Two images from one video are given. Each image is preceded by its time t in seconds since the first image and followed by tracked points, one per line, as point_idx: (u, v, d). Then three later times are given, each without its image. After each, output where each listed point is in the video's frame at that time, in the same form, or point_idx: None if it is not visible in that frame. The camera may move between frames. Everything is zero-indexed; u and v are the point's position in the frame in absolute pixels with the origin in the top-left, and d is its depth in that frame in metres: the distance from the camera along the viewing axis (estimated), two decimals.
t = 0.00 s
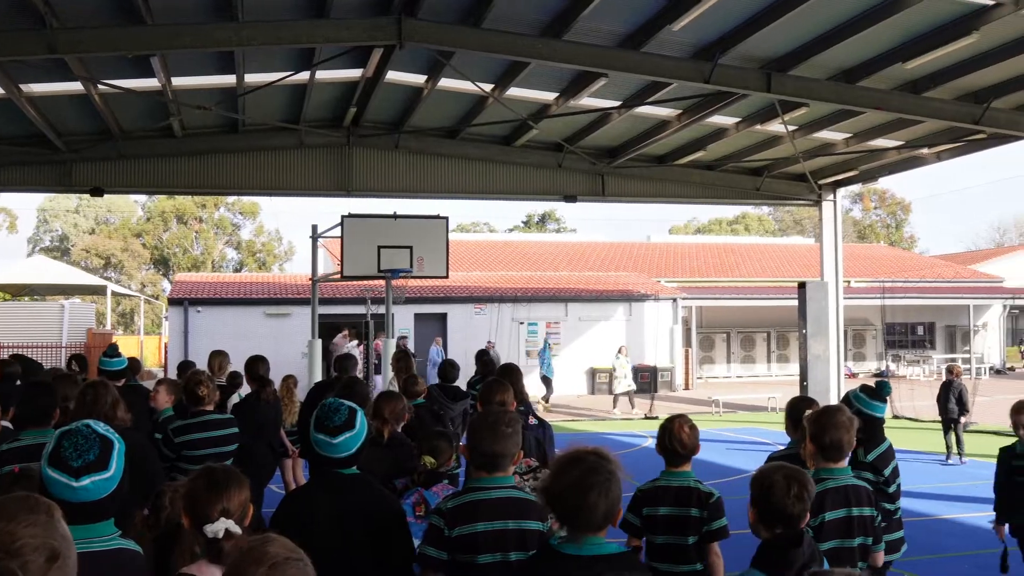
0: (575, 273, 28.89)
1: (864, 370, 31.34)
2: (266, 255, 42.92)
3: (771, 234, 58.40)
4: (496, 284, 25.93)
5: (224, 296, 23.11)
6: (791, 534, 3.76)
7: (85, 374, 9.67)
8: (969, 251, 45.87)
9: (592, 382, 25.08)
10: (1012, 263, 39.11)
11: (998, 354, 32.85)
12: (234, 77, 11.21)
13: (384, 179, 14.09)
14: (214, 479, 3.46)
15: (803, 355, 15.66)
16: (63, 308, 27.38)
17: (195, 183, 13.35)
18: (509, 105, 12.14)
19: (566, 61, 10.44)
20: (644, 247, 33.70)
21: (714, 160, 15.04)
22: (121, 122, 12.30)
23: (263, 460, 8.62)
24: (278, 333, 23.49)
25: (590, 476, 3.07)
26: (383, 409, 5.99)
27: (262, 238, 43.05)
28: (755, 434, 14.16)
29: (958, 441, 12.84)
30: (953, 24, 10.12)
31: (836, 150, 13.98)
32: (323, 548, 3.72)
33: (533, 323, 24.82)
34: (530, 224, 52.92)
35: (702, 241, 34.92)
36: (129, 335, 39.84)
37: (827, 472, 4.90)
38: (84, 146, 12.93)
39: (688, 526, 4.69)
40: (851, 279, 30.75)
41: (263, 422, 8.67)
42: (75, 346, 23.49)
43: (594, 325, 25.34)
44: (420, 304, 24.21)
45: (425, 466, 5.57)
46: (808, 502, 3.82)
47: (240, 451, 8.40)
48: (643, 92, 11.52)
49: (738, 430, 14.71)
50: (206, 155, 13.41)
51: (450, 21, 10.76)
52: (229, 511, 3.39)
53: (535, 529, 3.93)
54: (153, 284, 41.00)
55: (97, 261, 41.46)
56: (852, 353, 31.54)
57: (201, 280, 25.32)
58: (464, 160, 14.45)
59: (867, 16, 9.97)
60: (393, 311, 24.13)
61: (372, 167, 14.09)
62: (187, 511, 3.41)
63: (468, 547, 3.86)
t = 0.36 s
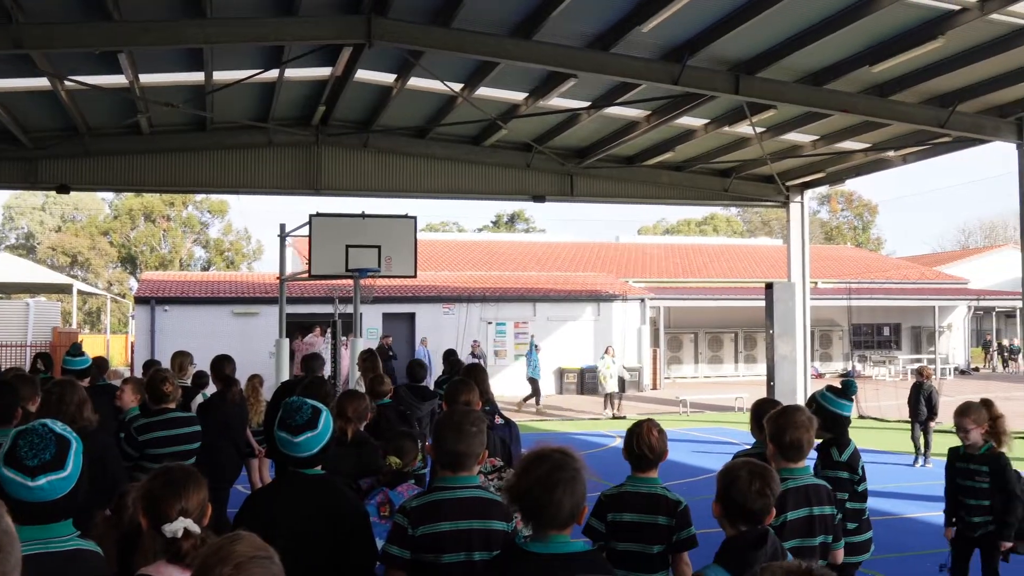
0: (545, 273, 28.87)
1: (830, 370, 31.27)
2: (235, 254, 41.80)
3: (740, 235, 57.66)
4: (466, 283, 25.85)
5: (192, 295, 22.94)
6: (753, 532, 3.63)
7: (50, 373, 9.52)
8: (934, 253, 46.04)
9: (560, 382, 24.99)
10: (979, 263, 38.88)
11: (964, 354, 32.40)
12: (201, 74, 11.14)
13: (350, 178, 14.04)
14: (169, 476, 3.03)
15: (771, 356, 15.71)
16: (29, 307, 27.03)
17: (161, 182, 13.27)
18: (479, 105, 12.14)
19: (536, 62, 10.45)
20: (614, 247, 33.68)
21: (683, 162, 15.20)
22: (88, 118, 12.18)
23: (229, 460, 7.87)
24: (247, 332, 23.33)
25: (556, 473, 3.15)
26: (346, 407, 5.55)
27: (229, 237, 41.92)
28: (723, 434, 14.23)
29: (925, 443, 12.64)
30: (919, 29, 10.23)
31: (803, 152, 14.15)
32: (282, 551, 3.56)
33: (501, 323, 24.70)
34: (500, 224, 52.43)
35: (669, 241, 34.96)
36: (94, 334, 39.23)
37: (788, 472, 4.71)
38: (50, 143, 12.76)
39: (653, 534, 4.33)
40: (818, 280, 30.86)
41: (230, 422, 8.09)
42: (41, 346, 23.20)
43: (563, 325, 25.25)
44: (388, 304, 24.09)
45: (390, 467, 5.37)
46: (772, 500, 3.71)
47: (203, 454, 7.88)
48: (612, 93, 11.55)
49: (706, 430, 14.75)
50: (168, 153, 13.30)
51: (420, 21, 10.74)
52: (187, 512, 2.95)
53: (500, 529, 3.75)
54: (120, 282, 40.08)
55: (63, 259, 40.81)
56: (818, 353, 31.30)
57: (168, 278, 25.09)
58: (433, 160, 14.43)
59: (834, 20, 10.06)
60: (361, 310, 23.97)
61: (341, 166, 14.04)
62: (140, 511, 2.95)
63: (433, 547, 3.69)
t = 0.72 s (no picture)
0: (511, 274, 28.85)
1: (793, 369, 30.97)
2: (199, 255, 40.02)
3: (703, 235, 57.15)
4: (429, 284, 25.73)
5: (156, 296, 22.75)
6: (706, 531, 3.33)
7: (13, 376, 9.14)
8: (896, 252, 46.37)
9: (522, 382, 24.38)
10: (943, 262, 38.69)
11: (924, 353, 32.67)
12: (163, 75, 11.08)
13: (312, 180, 14.04)
14: (127, 478, 2.95)
15: (734, 356, 15.71)
16: None
17: (124, 183, 13.21)
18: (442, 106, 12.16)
19: (500, 62, 10.47)
20: (578, 247, 33.70)
21: (646, 163, 15.33)
22: (49, 119, 12.04)
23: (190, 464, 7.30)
24: (211, 333, 23.16)
25: (514, 469, 2.87)
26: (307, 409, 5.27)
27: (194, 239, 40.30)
28: (687, 432, 14.31)
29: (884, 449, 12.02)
30: (877, 32, 10.36)
31: (765, 152, 14.33)
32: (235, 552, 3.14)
33: (465, 323, 24.57)
34: (466, 224, 52.04)
35: (632, 241, 35.03)
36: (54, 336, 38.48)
37: (745, 471, 4.20)
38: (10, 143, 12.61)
39: (606, 534, 3.71)
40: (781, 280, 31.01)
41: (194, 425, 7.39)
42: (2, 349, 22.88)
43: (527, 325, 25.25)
44: (352, 305, 23.77)
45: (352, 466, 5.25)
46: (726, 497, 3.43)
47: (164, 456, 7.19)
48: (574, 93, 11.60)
49: (670, 429, 14.82)
50: (126, 154, 13.20)
51: (383, 21, 10.71)
52: (145, 513, 2.90)
53: (458, 528, 3.37)
54: (83, 284, 39.12)
55: (24, 261, 39.83)
56: (781, 352, 31.21)
57: (131, 280, 24.85)
58: (396, 161, 14.42)
59: (794, 22, 10.14)
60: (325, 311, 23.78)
61: (305, 166, 14.02)
62: (98, 513, 2.90)
63: (390, 547, 3.29)
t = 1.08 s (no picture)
0: (473, 273, 28.82)
1: (754, 369, 31.29)
2: (159, 253, 39.00)
3: (665, 235, 57.11)
4: (392, 283, 25.62)
5: (114, 295, 22.48)
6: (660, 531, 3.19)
7: None
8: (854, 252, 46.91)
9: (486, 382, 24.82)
10: (901, 262, 39.10)
11: (882, 351, 33.18)
12: (123, 71, 10.95)
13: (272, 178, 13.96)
14: (84, 477, 2.75)
15: (695, 355, 15.77)
16: None
17: (83, 180, 13.08)
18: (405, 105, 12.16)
19: (463, 62, 10.48)
20: (540, 247, 33.79)
21: (608, 163, 15.44)
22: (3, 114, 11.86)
23: (150, 466, 7.14)
24: (170, 333, 22.92)
25: (470, 467, 2.81)
26: (265, 407, 5.18)
27: (154, 236, 39.07)
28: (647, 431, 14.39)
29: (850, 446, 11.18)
30: (836, 35, 10.45)
31: (726, 152, 14.49)
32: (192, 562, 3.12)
33: (428, 323, 24.45)
34: (427, 223, 51.78)
35: (593, 241, 35.14)
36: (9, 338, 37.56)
37: (703, 468, 4.16)
38: None
39: (538, 535, 3.64)
40: (742, 279, 31.19)
41: (154, 425, 7.20)
42: None
43: (490, 325, 25.22)
44: (314, 304, 23.79)
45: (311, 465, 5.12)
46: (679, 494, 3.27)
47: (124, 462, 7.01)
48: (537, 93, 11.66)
49: (630, 428, 14.87)
50: (79, 152, 13.04)
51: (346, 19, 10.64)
52: (100, 514, 2.71)
53: (412, 526, 3.36)
54: (40, 283, 37.98)
55: None
56: (742, 352, 31.47)
57: (90, 279, 24.52)
58: (359, 159, 14.41)
59: (755, 24, 10.22)
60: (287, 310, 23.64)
61: (266, 164, 13.94)
62: (53, 513, 2.70)
63: (345, 546, 3.28)
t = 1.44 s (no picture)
0: (442, 270, 28.76)
1: (723, 365, 31.51)
2: (126, 251, 38.31)
3: (635, 232, 56.96)
4: (361, 281, 25.48)
5: (78, 294, 22.22)
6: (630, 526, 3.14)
7: None
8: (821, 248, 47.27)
9: (457, 379, 24.86)
10: (867, 259, 39.52)
11: (848, 347, 33.68)
12: (87, 66, 10.81)
13: (239, 175, 13.85)
14: (48, 478, 2.74)
15: (664, 351, 15.84)
16: None
17: (44, 177, 12.88)
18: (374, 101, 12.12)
19: (432, 58, 10.47)
20: (510, 244, 33.81)
21: (577, 160, 15.50)
22: None
23: (116, 465, 7.09)
24: (134, 332, 22.73)
25: (434, 464, 2.77)
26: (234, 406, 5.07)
27: (120, 234, 38.43)
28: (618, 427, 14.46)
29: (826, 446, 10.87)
30: (803, 33, 10.53)
31: (694, 150, 14.59)
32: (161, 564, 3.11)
33: (398, 320, 24.37)
34: (397, 220, 51.51)
35: (562, 237, 35.20)
36: None
37: (672, 464, 4.16)
38: None
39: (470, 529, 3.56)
40: (710, 276, 31.32)
41: (121, 424, 7.11)
42: None
43: (460, 322, 25.22)
44: (283, 301, 23.56)
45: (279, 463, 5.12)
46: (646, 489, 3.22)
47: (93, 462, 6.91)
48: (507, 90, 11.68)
49: (601, 424, 14.94)
50: (39, 148, 12.83)
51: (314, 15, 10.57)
52: (66, 512, 2.68)
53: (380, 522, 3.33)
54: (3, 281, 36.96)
55: None
56: (711, 348, 31.67)
57: (53, 277, 24.16)
58: (328, 156, 14.34)
59: (723, 22, 10.27)
60: (255, 308, 23.40)
61: (232, 161, 13.84)
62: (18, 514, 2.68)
63: (311, 545, 3.23)
